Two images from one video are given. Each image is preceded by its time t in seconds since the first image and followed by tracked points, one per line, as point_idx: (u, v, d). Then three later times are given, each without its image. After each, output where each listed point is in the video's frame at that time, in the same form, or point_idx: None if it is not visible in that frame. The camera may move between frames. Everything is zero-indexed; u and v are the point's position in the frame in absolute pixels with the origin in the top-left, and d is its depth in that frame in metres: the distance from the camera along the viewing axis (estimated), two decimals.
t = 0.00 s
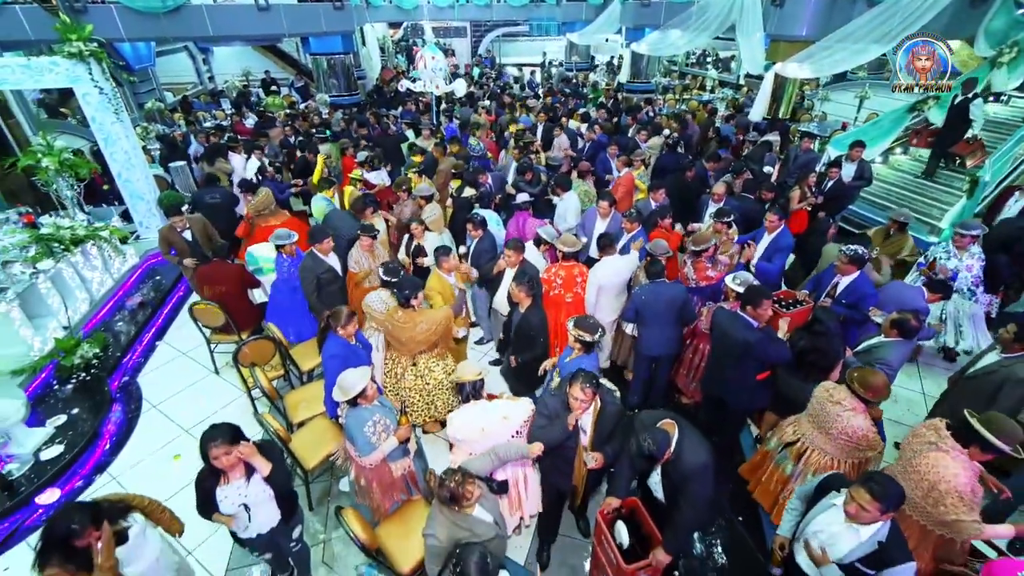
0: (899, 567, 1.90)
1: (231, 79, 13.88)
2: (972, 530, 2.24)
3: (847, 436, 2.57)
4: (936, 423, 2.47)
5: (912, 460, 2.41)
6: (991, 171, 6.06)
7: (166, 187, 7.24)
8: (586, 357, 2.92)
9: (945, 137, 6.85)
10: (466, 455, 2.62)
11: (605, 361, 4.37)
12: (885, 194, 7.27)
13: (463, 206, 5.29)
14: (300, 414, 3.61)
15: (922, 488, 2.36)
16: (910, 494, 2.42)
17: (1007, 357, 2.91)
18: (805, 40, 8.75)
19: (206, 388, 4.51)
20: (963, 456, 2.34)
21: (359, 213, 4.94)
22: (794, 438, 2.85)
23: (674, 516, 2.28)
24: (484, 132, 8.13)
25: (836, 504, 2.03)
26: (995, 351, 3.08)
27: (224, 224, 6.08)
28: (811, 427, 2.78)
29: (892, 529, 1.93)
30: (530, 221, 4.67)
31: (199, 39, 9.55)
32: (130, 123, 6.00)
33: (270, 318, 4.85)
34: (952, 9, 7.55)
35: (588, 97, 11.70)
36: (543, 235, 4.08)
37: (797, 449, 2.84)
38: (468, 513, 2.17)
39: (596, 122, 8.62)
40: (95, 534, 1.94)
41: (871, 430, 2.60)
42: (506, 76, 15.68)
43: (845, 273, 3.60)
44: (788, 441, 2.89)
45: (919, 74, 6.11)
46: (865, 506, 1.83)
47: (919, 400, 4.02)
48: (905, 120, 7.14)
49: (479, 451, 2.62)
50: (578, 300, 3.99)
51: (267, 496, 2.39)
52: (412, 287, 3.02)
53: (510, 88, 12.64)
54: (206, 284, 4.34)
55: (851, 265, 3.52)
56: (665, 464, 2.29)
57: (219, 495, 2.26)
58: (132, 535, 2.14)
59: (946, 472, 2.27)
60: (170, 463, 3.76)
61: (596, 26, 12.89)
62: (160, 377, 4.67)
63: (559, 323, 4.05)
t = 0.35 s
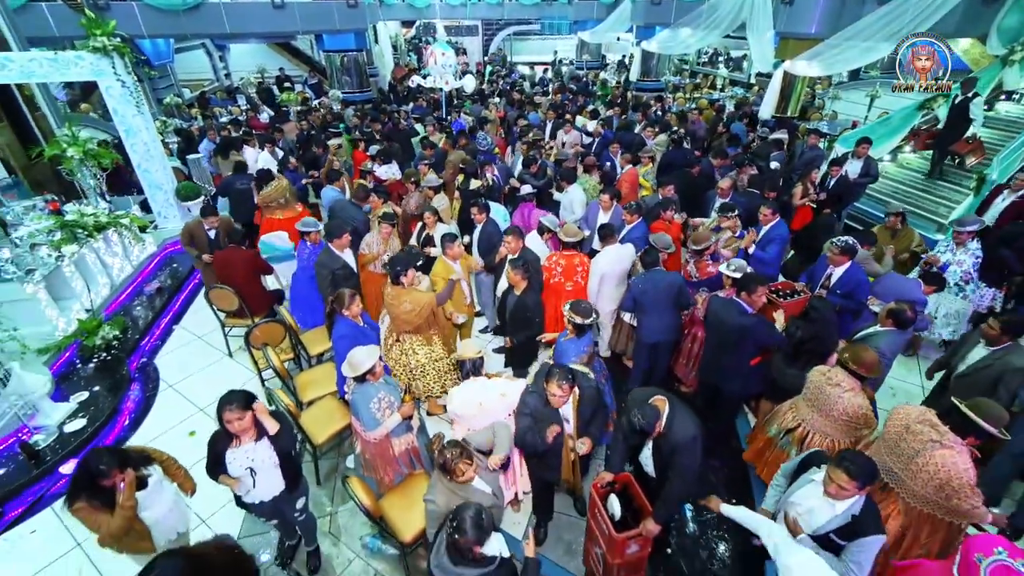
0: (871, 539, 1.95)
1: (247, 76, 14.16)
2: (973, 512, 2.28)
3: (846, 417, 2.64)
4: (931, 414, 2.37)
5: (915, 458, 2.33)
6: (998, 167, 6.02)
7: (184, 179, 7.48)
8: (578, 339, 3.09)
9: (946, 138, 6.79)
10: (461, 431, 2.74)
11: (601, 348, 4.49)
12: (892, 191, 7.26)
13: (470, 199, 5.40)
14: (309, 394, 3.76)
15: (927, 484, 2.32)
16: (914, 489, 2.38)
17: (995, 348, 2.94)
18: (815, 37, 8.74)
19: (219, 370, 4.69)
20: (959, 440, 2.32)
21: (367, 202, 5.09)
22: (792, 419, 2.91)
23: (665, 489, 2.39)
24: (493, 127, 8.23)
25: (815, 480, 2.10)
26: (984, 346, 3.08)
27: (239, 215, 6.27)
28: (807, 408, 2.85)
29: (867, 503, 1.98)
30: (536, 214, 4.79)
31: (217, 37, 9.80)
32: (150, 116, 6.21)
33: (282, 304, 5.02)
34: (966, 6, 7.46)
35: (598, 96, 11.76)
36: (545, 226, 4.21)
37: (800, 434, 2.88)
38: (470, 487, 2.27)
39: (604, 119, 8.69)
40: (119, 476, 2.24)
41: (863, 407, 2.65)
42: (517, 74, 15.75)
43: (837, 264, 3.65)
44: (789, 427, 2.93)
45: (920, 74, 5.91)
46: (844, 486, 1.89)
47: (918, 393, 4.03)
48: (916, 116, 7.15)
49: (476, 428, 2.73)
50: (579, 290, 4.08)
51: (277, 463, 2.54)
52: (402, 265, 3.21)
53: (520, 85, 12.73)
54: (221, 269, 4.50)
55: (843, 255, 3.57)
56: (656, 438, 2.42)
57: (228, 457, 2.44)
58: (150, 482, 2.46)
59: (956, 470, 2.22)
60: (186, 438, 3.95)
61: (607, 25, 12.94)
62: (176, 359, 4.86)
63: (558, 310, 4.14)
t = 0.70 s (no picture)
0: (831, 492, 2.05)
1: (261, 72, 14.42)
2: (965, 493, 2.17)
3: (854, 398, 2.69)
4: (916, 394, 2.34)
5: (905, 442, 2.24)
6: (1005, 164, 6.02)
7: (200, 170, 7.70)
8: (576, 323, 3.21)
9: (944, 141, 6.72)
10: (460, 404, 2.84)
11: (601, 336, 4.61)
12: (899, 190, 7.25)
13: (476, 191, 5.52)
14: (317, 375, 3.90)
15: (920, 467, 2.21)
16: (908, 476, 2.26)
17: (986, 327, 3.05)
18: (824, 35, 8.75)
19: (232, 353, 4.87)
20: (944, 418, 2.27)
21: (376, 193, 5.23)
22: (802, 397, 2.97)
23: (658, 461, 2.53)
24: (501, 123, 8.34)
25: (781, 443, 2.24)
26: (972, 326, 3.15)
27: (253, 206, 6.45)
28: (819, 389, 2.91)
29: (829, 459, 2.10)
30: (541, 205, 4.89)
31: (234, 33, 10.02)
32: (168, 109, 6.42)
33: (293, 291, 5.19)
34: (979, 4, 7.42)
35: (607, 93, 11.83)
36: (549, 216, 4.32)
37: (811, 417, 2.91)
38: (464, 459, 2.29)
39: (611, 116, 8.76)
40: (140, 433, 2.48)
41: (874, 388, 2.71)
42: (527, 73, 15.84)
43: (839, 255, 3.69)
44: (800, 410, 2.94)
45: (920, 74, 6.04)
46: (805, 441, 2.01)
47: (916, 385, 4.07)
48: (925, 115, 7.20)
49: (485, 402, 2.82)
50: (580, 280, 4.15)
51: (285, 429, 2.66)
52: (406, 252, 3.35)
53: (529, 84, 12.80)
54: (236, 256, 4.66)
55: (845, 247, 3.60)
56: (649, 414, 2.56)
57: (238, 426, 2.58)
58: (165, 445, 2.67)
59: (941, 451, 2.14)
60: (200, 416, 4.12)
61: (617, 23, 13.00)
62: (191, 342, 5.05)
63: (557, 299, 4.23)
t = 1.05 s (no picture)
0: (797, 440, 2.33)
1: (274, 69, 14.66)
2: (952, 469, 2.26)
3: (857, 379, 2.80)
4: (896, 374, 2.56)
5: (886, 416, 2.41)
6: (1013, 162, 5.99)
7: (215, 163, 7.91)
8: (576, 309, 3.30)
9: (943, 144, 6.58)
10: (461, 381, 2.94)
11: (601, 325, 4.71)
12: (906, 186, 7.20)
13: (482, 184, 5.63)
14: (325, 357, 4.04)
15: (902, 442, 2.35)
16: (894, 453, 2.39)
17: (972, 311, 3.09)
18: (833, 33, 8.73)
19: (243, 338, 5.03)
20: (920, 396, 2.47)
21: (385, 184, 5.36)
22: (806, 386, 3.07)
23: (651, 437, 2.65)
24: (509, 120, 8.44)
25: (744, 406, 2.50)
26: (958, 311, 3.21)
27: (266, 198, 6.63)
28: (823, 377, 3.02)
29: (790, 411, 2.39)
30: (546, 197, 4.99)
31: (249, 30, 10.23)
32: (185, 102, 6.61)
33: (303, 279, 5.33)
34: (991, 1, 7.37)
35: (615, 91, 11.88)
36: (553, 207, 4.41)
37: (822, 406, 2.99)
38: (463, 429, 2.40)
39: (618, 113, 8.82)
40: (149, 402, 2.63)
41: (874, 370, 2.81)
42: (537, 71, 15.93)
43: (840, 250, 3.73)
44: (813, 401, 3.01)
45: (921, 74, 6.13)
46: (762, 398, 2.29)
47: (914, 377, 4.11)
48: (936, 111, 7.22)
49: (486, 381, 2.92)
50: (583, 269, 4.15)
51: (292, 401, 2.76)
52: (412, 239, 3.48)
53: (538, 81, 12.87)
54: (249, 243, 4.81)
55: (847, 242, 3.63)
56: (642, 393, 2.66)
57: (249, 397, 2.72)
58: (174, 417, 2.83)
59: (917, 420, 2.31)
60: (214, 395, 4.29)
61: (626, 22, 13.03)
62: (204, 327, 5.23)
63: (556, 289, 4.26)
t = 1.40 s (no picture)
0: (772, 409, 2.47)
1: (287, 67, 14.91)
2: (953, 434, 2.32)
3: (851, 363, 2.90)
4: (881, 353, 2.63)
5: (879, 399, 2.50)
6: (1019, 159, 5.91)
7: (230, 156, 8.09)
8: (576, 294, 3.40)
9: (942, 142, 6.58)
10: (468, 356, 3.08)
11: (603, 314, 4.82)
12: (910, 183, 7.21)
13: (488, 176, 5.74)
14: (334, 340, 4.17)
15: (897, 422, 2.45)
16: (895, 434, 2.49)
17: (966, 297, 3.21)
18: (840, 31, 8.74)
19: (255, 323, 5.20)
20: (903, 373, 2.49)
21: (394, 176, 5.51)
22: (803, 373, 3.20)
23: (644, 414, 2.75)
24: (517, 115, 8.55)
25: (726, 380, 2.66)
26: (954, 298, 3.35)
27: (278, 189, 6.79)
28: (818, 361, 3.12)
29: (767, 383, 2.54)
30: (551, 189, 5.08)
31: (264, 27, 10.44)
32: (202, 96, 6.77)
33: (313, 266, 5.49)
34: None
35: (624, 89, 11.95)
36: (556, 198, 4.50)
37: (818, 388, 3.12)
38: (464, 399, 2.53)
39: (625, 110, 8.90)
40: (144, 382, 2.70)
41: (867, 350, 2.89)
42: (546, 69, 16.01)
43: (837, 240, 3.79)
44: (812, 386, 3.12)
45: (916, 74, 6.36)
46: (744, 369, 2.43)
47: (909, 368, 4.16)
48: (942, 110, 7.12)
49: (489, 359, 3.01)
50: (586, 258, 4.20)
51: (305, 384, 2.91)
52: (418, 226, 3.60)
53: (547, 79, 12.96)
54: (262, 231, 4.96)
55: (843, 233, 3.70)
56: (638, 370, 2.78)
57: (265, 379, 2.84)
58: (170, 398, 2.91)
59: (911, 401, 2.41)
60: (226, 377, 4.45)
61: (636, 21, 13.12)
62: (219, 312, 5.41)
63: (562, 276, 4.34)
